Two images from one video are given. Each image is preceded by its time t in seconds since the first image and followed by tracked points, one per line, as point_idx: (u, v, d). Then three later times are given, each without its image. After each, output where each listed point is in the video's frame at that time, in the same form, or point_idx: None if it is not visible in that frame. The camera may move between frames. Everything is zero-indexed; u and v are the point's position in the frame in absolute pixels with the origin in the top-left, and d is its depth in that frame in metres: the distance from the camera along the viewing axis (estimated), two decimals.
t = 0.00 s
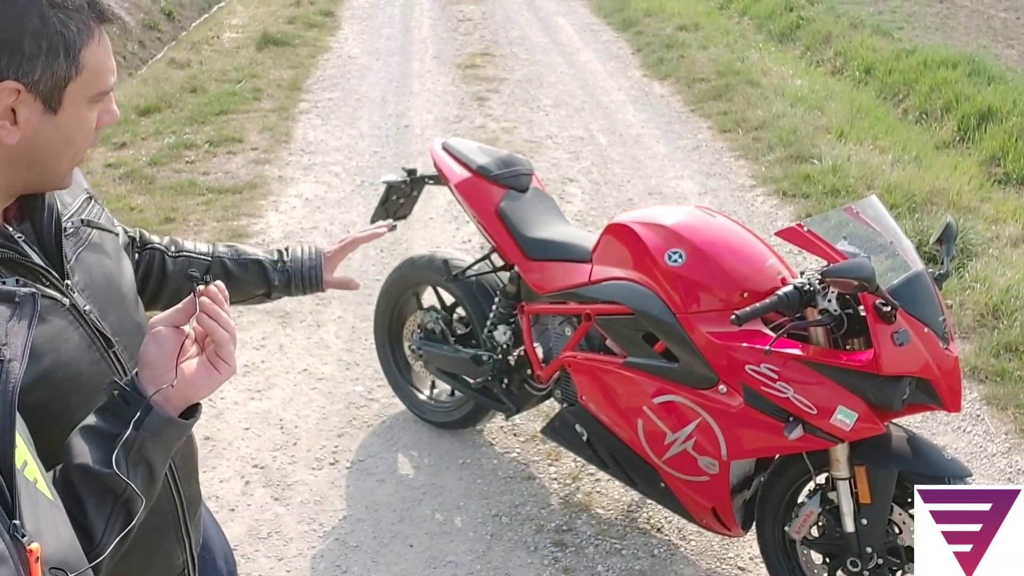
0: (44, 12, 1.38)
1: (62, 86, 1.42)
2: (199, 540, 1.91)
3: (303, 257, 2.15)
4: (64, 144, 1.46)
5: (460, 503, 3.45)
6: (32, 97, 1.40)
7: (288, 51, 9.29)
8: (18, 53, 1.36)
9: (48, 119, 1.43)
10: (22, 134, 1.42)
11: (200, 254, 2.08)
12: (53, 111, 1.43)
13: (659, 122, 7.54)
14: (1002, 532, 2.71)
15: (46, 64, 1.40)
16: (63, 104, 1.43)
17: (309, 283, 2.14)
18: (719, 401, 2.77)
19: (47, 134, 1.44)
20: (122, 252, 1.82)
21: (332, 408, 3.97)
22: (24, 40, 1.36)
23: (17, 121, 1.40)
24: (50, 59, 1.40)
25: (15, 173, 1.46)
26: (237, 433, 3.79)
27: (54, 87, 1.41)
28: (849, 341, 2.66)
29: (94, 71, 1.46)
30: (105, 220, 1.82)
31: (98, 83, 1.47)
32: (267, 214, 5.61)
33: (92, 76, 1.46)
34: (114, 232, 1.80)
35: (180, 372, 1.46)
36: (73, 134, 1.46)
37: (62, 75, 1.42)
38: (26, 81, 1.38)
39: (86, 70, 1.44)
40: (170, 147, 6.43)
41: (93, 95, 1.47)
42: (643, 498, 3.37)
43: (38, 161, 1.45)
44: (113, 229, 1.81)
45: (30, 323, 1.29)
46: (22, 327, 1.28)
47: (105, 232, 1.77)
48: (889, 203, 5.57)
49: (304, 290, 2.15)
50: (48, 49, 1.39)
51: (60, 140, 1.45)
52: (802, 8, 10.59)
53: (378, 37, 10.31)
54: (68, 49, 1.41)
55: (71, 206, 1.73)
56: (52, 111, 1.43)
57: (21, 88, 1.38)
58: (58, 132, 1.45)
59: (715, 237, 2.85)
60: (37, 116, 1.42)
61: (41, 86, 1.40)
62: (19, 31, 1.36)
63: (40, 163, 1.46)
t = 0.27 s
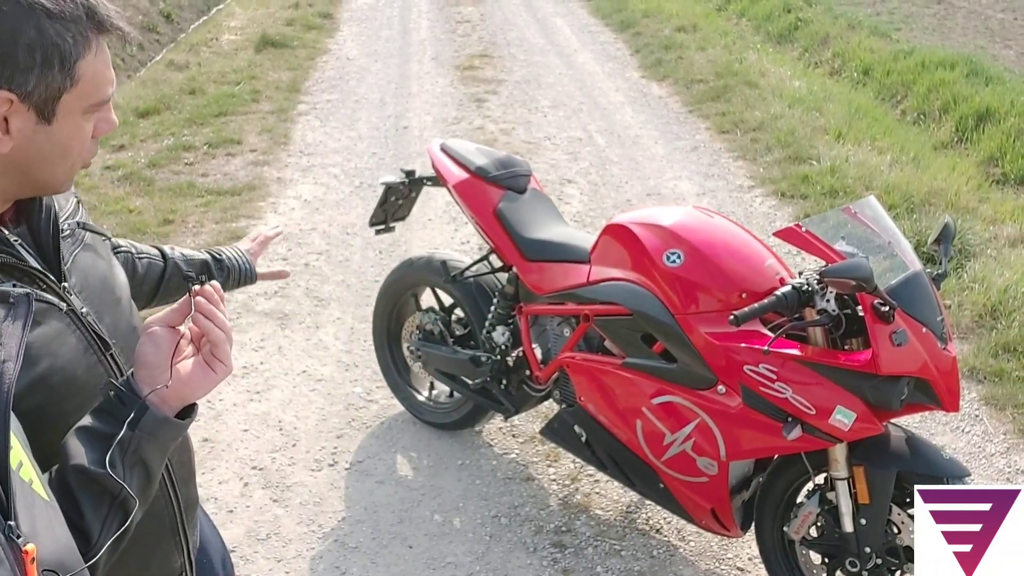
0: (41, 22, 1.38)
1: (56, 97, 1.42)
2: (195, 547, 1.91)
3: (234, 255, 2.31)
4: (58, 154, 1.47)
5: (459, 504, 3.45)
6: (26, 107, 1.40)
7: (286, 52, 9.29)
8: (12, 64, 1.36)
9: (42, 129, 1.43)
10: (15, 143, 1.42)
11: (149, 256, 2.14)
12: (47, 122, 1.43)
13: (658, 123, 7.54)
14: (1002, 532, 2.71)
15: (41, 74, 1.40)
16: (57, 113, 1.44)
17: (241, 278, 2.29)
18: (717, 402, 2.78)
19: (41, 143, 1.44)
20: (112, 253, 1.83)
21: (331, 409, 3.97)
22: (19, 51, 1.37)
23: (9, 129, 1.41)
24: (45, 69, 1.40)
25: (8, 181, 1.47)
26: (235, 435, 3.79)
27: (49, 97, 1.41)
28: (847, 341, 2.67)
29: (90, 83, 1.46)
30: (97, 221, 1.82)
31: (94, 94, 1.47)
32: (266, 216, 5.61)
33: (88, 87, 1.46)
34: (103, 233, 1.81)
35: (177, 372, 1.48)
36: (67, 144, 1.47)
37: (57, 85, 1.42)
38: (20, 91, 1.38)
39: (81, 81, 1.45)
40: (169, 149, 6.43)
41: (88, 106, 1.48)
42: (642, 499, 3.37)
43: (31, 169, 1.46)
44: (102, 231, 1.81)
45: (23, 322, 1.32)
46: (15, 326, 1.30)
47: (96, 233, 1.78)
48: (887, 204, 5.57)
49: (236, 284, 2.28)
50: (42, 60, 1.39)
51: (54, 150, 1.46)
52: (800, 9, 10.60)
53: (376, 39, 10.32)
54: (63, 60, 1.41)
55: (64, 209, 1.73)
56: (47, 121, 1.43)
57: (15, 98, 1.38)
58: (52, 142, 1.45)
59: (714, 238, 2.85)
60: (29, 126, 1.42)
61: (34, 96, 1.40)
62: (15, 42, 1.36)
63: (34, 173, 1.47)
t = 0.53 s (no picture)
0: (39, 13, 1.39)
1: (56, 88, 1.43)
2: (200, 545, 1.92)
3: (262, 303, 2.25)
4: (60, 148, 1.47)
5: (459, 505, 3.45)
6: (25, 97, 1.40)
7: (286, 54, 9.30)
8: (10, 53, 1.37)
9: (42, 121, 1.43)
10: (15, 135, 1.42)
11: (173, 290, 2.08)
12: (47, 114, 1.43)
13: (657, 125, 7.55)
14: (1003, 532, 2.72)
15: (39, 65, 1.40)
16: (57, 106, 1.44)
17: (265, 327, 2.24)
18: (717, 403, 2.78)
19: (42, 137, 1.44)
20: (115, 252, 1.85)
21: (331, 410, 3.97)
22: (17, 41, 1.37)
23: (10, 121, 1.41)
24: (44, 59, 1.40)
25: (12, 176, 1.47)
26: (235, 436, 3.79)
27: (47, 88, 1.42)
28: (846, 343, 2.67)
29: (91, 76, 1.46)
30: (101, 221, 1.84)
31: (95, 87, 1.47)
32: (266, 217, 5.61)
33: (88, 79, 1.46)
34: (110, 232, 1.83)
35: (180, 371, 1.46)
36: (69, 138, 1.47)
37: (56, 76, 1.42)
38: (19, 82, 1.39)
39: (81, 73, 1.45)
40: (169, 150, 6.43)
41: (90, 100, 1.48)
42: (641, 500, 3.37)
43: (32, 162, 1.46)
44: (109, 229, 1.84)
45: (28, 323, 1.32)
46: (20, 327, 1.31)
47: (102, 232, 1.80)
48: (886, 206, 5.58)
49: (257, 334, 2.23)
50: (41, 50, 1.40)
51: (55, 143, 1.46)
52: (800, 11, 10.61)
53: (376, 41, 10.32)
54: (62, 51, 1.42)
55: (70, 208, 1.75)
56: (47, 113, 1.43)
57: (14, 87, 1.38)
58: (54, 135, 1.45)
59: (713, 240, 2.86)
60: (30, 118, 1.42)
61: (33, 86, 1.40)
62: (13, 31, 1.36)
63: (38, 167, 1.47)
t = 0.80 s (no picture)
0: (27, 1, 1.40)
1: (47, 79, 1.42)
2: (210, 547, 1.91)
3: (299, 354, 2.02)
4: (56, 141, 1.46)
5: (461, 507, 3.45)
6: (15, 87, 1.41)
7: (288, 56, 9.31)
8: None
9: (33, 112, 1.43)
10: (7, 126, 1.43)
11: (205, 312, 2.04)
12: (39, 105, 1.43)
13: (658, 127, 7.55)
14: (1003, 532, 2.72)
15: (28, 53, 1.40)
16: (50, 97, 1.44)
17: (298, 380, 2.01)
18: (719, 405, 2.78)
19: (35, 128, 1.44)
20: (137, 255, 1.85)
21: (332, 412, 3.97)
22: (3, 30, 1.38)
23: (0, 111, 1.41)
24: (32, 48, 1.40)
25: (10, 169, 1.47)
26: (236, 438, 3.80)
27: (38, 78, 1.41)
28: (848, 346, 2.68)
29: (85, 68, 1.46)
30: (124, 223, 1.84)
31: (89, 80, 1.47)
32: (268, 219, 5.61)
33: (82, 70, 1.45)
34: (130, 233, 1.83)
35: (181, 371, 1.47)
36: (64, 130, 1.46)
37: (47, 66, 1.42)
38: (7, 70, 1.39)
39: (74, 64, 1.44)
40: (171, 152, 6.44)
41: (86, 93, 1.47)
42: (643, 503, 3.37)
43: (26, 153, 1.46)
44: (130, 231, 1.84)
45: (31, 325, 1.32)
46: (23, 329, 1.31)
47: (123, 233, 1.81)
48: (888, 209, 5.58)
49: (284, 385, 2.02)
50: (30, 39, 1.40)
51: (49, 136, 1.45)
52: (801, 14, 10.62)
53: (378, 43, 10.33)
54: (51, 40, 1.42)
55: (89, 207, 1.76)
56: (39, 104, 1.43)
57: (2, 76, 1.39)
58: (48, 127, 1.45)
59: (716, 242, 2.86)
60: (21, 109, 1.42)
61: (22, 75, 1.40)
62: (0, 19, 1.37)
63: (33, 160, 1.47)
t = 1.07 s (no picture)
0: (31, 8, 1.39)
1: (47, 87, 1.42)
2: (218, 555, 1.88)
3: (345, 382, 2.04)
4: (55, 147, 1.46)
5: (460, 511, 3.45)
6: (14, 92, 1.41)
7: (291, 58, 9.32)
8: None
9: (32, 118, 1.43)
10: (6, 130, 1.43)
11: (256, 332, 2.02)
12: (39, 112, 1.43)
13: (661, 131, 7.55)
14: (1003, 532, 2.71)
15: (28, 60, 1.40)
16: (49, 104, 1.43)
17: (338, 408, 2.03)
18: (720, 410, 2.77)
19: (34, 133, 1.44)
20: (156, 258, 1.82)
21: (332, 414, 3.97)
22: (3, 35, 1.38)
23: None
24: (32, 55, 1.40)
25: (11, 171, 1.48)
26: (236, 439, 3.79)
27: (37, 85, 1.41)
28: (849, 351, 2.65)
29: (87, 77, 1.45)
30: (145, 225, 1.81)
31: (92, 89, 1.46)
32: (270, 221, 5.61)
33: (84, 79, 1.44)
34: (148, 237, 1.79)
35: (168, 371, 1.46)
36: (63, 137, 1.46)
37: (46, 74, 1.41)
38: (5, 75, 1.39)
39: (76, 74, 1.44)
40: (173, 153, 6.44)
41: (88, 102, 1.46)
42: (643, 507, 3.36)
43: (24, 156, 1.46)
44: (150, 235, 1.80)
45: (14, 325, 1.32)
46: (8, 329, 1.31)
47: (139, 235, 1.77)
48: (890, 214, 5.57)
49: (323, 411, 2.04)
50: (30, 47, 1.40)
51: (47, 141, 1.45)
52: (804, 18, 10.62)
53: (381, 45, 10.33)
54: (52, 48, 1.41)
55: (105, 207, 1.73)
56: (38, 111, 1.43)
57: None
58: (47, 133, 1.45)
59: (718, 246, 2.85)
60: (20, 113, 1.42)
61: (21, 81, 1.40)
62: None
63: (32, 163, 1.47)
